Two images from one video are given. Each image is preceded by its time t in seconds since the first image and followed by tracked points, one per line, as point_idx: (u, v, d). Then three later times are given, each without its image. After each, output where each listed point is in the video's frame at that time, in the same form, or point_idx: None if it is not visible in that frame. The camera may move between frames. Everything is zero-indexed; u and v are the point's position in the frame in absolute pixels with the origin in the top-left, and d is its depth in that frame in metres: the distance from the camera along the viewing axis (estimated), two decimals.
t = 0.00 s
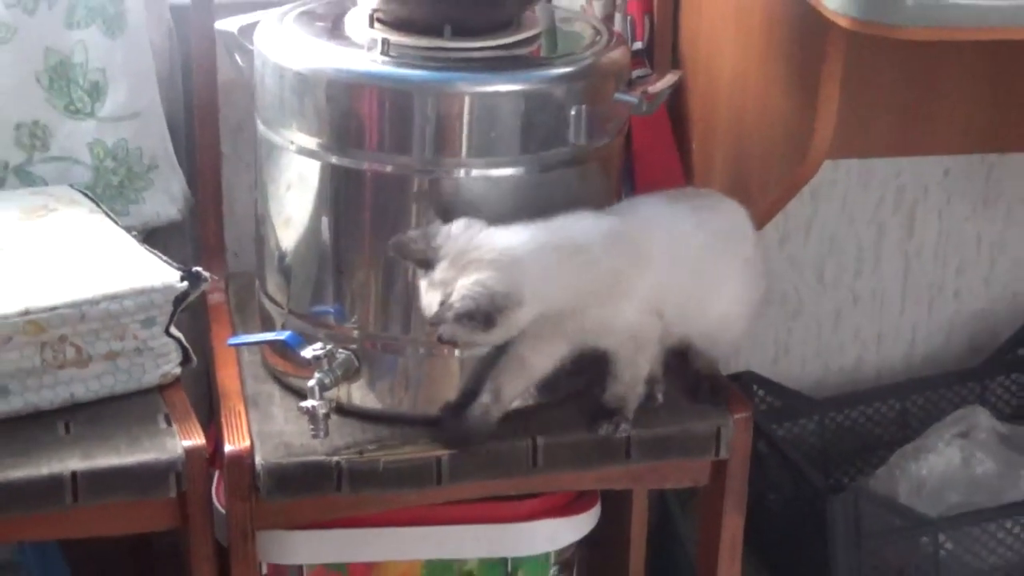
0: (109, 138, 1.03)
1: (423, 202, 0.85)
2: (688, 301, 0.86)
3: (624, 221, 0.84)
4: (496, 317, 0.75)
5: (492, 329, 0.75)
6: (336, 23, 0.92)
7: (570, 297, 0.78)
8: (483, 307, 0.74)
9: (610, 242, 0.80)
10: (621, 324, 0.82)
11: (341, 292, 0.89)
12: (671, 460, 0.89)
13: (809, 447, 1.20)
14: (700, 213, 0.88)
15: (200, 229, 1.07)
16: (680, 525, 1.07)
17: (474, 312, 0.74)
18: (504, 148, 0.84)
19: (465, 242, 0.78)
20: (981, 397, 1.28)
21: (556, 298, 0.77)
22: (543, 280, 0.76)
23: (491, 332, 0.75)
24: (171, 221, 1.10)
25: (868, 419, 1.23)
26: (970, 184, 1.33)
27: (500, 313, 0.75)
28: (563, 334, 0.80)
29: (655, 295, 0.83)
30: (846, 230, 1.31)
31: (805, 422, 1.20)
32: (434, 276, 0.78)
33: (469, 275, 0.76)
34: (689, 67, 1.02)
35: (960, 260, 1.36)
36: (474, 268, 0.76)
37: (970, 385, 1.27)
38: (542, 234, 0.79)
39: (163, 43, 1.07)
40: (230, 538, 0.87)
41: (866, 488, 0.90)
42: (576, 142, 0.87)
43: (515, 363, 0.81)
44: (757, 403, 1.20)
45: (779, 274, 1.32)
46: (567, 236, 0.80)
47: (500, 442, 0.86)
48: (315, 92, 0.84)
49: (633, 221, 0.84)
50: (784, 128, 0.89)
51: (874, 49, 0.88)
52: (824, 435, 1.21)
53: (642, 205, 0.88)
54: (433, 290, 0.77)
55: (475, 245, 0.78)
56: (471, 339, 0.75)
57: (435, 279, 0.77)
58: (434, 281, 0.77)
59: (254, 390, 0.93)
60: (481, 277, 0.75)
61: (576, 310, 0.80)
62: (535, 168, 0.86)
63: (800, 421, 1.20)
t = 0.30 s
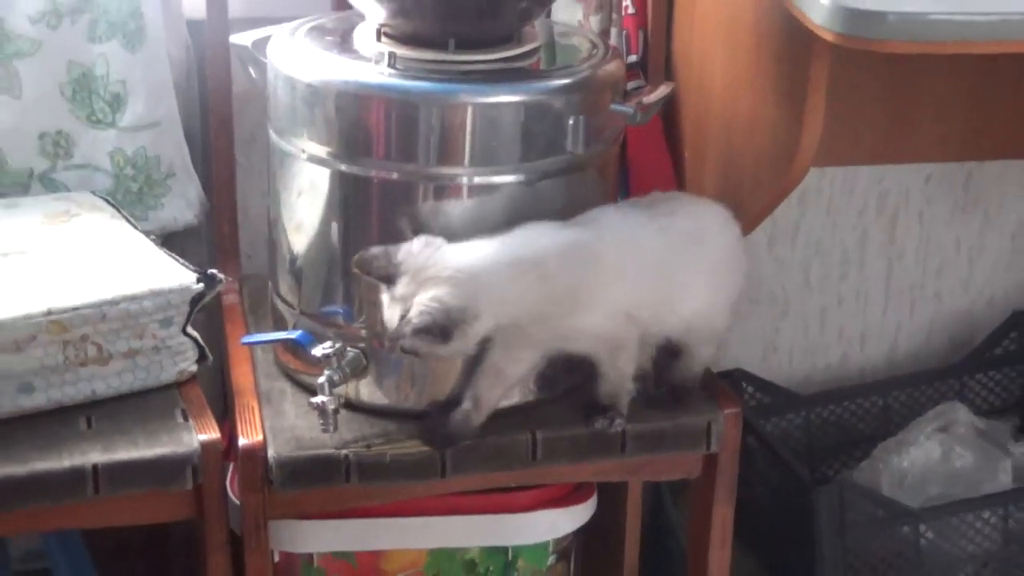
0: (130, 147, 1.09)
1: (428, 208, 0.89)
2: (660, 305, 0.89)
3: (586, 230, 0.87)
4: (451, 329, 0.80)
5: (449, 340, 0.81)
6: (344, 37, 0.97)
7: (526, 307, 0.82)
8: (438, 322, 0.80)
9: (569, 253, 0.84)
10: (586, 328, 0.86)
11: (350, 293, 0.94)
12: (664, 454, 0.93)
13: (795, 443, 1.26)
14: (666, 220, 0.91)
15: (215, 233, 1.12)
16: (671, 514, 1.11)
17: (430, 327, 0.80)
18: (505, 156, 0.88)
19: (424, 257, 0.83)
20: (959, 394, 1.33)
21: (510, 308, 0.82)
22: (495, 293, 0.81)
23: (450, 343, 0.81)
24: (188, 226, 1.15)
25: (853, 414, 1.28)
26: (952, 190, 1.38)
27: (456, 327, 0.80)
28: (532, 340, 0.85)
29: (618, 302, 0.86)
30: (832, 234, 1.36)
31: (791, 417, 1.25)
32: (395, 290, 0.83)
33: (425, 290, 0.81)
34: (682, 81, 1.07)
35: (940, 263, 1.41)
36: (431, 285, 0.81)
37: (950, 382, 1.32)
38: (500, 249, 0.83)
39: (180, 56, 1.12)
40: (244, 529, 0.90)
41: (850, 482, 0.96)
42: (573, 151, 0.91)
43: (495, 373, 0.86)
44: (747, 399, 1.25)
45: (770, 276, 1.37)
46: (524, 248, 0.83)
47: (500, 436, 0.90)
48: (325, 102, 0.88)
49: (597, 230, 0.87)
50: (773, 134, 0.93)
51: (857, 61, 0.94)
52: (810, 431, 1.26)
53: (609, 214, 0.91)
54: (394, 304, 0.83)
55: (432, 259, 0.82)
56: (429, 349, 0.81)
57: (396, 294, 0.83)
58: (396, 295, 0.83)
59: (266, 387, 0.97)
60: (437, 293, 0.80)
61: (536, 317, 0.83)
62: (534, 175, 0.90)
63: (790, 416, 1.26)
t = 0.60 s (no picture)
0: (143, 153, 1.12)
1: (432, 211, 0.93)
2: (636, 310, 0.91)
3: (560, 240, 0.90)
4: (429, 336, 0.81)
5: (428, 348, 0.81)
6: (351, 47, 1.00)
7: (504, 310, 0.85)
8: (416, 329, 0.81)
9: (544, 264, 0.87)
10: (566, 333, 0.88)
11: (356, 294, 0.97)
12: (660, 450, 0.96)
13: (787, 440, 1.30)
14: (642, 227, 0.94)
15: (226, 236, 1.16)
16: (666, 507, 1.15)
17: (408, 335, 0.80)
18: (506, 161, 0.92)
19: (404, 269, 0.87)
20: (945, 390, 1.37)
21: (487, 313, 0.84)
22: (472, 298, 0.83)
23: (429, 351, 0.81)
24: (199, 229, 1.18)
25: (841, 411, 1.33)
26: (942, 193, 1.41)
27: (435, 334, 0.81)
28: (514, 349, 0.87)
29: (596, 306, 0.88)
30: (820, 237, 1.40)
31: (782, 413, 1.29)
32: (380, 299, 0.87)
33: (404, 298, 0.84)
34: (678, 90, 1.11)
35: (926, 265, 1.45)
36: (411, 292, 0.84)
37: (936, 380, 1.36)
38: (478, 260, 0.86)
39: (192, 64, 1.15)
40: (254, 521, 0.93)
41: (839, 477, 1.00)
42: (571, 157, 0.94)
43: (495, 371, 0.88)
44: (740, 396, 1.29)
45: (760, 278, 1.41)
46: (501, 255, 0.87)
47: (502, 432, 0.94)
48: (333, 109, 0.91)
49: (573, 240, 0.90)
50: (763, 140, 0.96)
51: (843, 74, 0.98)
52: (799, 427, 1.31)
53: (587, 222, 0.94)
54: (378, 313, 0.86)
55: (411, 270, 0.86)
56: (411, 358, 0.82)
57: (381, 301, 0.86)
58: (381, 303, 0.86)
59: (276, 384, 1.01)
60: (415, 302, 0.83)
61: (515, 321, 0.85)
62: (534, 179, 0.94)
63: (782, 413, 1.30)
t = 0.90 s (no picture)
0: (151, 155, 1.14)
1: (434, 211, 0.95)
2: (608, 322, 0.92)
3: (539, 250, 0.91)
4: (400, 339, 0.85)
5: (396, 350, 0.85)
6: (354, 50, 1.02)
7: (473, 323, 0.87)
8: (388, 328, 0.84)
9: (517, 276, 0.88)
10: (533, 350, 0.89)
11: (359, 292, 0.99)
12: (657, 445, 0.98)
13: (783, 436, 1.32)
14: (619, 241, 0.95)
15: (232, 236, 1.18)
16: (664, 503, 1.17)
17: (380, 333, 0.84)
18: (506, 162, 0.94)
19: (380, 271, 0.89)
20: (937, 386, 1.39)
21: (457, 322, 0.87)
22: (443, 308, 0.86)
23: (396, 353, 0.85)
24: (205, 230, 1.20)
25: (835, 406, 1.35)
26: (935, 194, 1.43)
27: (405, 335, 0.85)
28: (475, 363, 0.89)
29: (569, 325, 0.89)
30: (814, 237, 1.43)
31: (777, 409, 1.32)
32: (352, 297, 0.89)
33: (377, 299, 0.87)
34: (675, 92, 1.13)
35: (917, 264, 1.47)
36: (382, 293, 0.87)
37: (928, 376, 1.38)
38: (453, 268, 0.88)
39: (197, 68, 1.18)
40: (259, 515, 0.95)
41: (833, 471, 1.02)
42: (570, 159, 0.97)
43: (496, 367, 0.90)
44: (736, 391, 1.32)
45: (757, 278, 1.43)
46: (474, 270, 0.88)
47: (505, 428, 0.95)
48: (336, 111, 0.93)
49: (550, 252, 0.91)
50: (757, 145, 0.99)
51: (837, 79, 1.00)
52: (794, 423, 1.33)
53: (568, 232, 0.95)
54: (349, 309, 0.89)
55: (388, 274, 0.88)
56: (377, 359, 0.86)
57: (352, 300, 0.89)
58: (352, 302, 0.89)
59: (281, 380, 1.03)
60: (386, 302, 0.86)
61: (484, 334, 0.88)
62: (534, 180, 0.96)
63: (777, 408, 1.32)
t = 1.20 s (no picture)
0: (150, 152, 1.14)
1: (434, 207, 0.95)
2: (588, 330, 0.93)
3: (519, 258, 0.92)
4: (387, 346, 0.84)
5: (381, 358, 0.85)
6: (354, 47, 1.02)
7: (462, 328, 0.88)
8: (375, 336, 0.84)
9: (497, 283, 0.90)
10: (496, 362, 0.89)
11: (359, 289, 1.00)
12: (657, 441, 0.98)
13: (782, 433, 1.32)
14: (601, 247, 0.95)
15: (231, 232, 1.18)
16: (665, 499, 1.17)
17: (365, 341, 0.84)
18: (506, 159, 0.94)
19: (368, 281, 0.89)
20: (937, 383, 1.40)
21: (443, 329, 0.87)
22: (428, 316, 0.86)
23: (382, 361, 0.85)
24: (205, 226, 1.20)
25: (835, 403, 1.35)
26: (935, 191, 1.43)
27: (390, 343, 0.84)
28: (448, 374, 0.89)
29: (554, 330, 0.91)
30: (814, 234, 1.43)
31: (776, 406, 1.32)
32: (340, 307, 0.89)
33: (362, 307, 0.87)
34: (675, 90, 1.13)
35: (917, 261, 1.47)
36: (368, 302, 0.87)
37: (928, 373, 1.39)
38: (437, 277, 0.89)
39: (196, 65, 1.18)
40: (259, 512, 0.95)
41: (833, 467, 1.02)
42: (570, 156, 0.97)
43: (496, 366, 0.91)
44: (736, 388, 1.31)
45: (756, 275, 1.43)
46: (457, 275, 0.90)
47: (506, 425, 0.95)
48: (336, 108, 0.93)
49: (529, 259, 0.92)
50: (756, 143, 0.99)
51: (836, 77, 1.00)
52: (794, 419, 1.33)
53: (550, 237, 0.96)
54: (336, 320, 0.88)
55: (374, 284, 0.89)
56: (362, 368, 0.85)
57: (340, 310, 0.89)
58: (339, 312, 0.88)
59: (281, 377, 1.03)
60: (371, 311, 0.86)
61: (473, 337, 0.88)
62: (533, 177, 0.96)
63: (776, 405, 1.32)
